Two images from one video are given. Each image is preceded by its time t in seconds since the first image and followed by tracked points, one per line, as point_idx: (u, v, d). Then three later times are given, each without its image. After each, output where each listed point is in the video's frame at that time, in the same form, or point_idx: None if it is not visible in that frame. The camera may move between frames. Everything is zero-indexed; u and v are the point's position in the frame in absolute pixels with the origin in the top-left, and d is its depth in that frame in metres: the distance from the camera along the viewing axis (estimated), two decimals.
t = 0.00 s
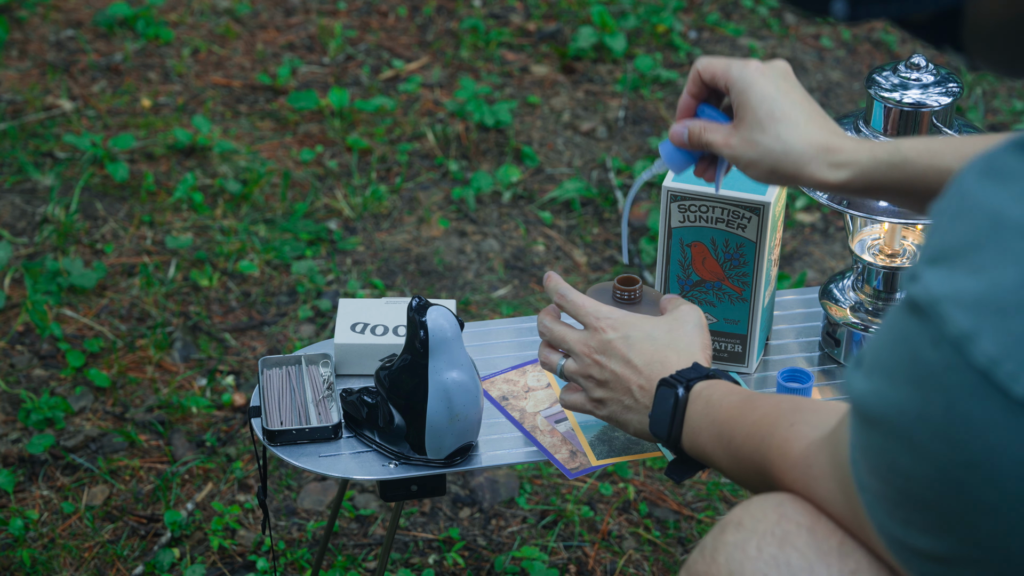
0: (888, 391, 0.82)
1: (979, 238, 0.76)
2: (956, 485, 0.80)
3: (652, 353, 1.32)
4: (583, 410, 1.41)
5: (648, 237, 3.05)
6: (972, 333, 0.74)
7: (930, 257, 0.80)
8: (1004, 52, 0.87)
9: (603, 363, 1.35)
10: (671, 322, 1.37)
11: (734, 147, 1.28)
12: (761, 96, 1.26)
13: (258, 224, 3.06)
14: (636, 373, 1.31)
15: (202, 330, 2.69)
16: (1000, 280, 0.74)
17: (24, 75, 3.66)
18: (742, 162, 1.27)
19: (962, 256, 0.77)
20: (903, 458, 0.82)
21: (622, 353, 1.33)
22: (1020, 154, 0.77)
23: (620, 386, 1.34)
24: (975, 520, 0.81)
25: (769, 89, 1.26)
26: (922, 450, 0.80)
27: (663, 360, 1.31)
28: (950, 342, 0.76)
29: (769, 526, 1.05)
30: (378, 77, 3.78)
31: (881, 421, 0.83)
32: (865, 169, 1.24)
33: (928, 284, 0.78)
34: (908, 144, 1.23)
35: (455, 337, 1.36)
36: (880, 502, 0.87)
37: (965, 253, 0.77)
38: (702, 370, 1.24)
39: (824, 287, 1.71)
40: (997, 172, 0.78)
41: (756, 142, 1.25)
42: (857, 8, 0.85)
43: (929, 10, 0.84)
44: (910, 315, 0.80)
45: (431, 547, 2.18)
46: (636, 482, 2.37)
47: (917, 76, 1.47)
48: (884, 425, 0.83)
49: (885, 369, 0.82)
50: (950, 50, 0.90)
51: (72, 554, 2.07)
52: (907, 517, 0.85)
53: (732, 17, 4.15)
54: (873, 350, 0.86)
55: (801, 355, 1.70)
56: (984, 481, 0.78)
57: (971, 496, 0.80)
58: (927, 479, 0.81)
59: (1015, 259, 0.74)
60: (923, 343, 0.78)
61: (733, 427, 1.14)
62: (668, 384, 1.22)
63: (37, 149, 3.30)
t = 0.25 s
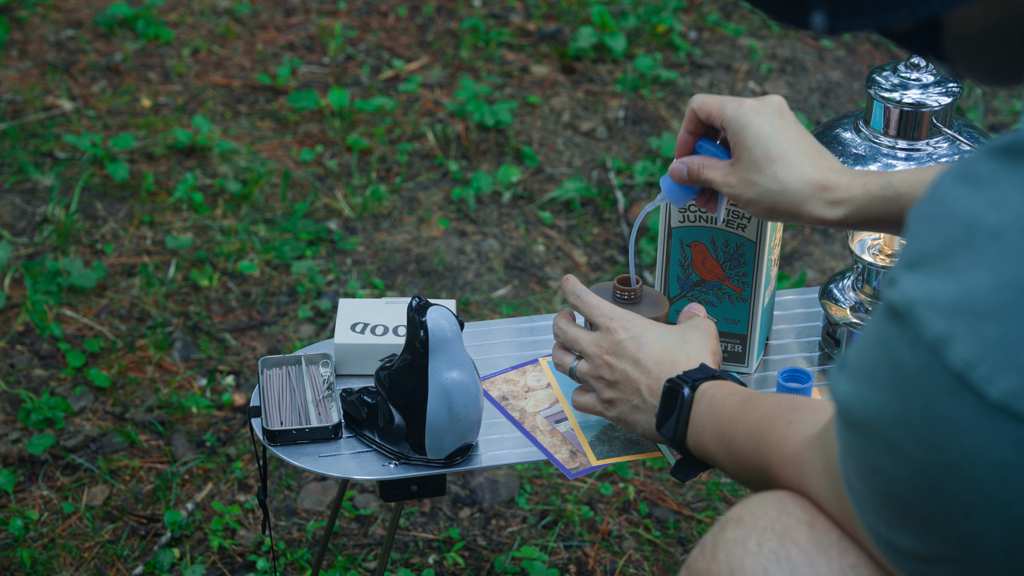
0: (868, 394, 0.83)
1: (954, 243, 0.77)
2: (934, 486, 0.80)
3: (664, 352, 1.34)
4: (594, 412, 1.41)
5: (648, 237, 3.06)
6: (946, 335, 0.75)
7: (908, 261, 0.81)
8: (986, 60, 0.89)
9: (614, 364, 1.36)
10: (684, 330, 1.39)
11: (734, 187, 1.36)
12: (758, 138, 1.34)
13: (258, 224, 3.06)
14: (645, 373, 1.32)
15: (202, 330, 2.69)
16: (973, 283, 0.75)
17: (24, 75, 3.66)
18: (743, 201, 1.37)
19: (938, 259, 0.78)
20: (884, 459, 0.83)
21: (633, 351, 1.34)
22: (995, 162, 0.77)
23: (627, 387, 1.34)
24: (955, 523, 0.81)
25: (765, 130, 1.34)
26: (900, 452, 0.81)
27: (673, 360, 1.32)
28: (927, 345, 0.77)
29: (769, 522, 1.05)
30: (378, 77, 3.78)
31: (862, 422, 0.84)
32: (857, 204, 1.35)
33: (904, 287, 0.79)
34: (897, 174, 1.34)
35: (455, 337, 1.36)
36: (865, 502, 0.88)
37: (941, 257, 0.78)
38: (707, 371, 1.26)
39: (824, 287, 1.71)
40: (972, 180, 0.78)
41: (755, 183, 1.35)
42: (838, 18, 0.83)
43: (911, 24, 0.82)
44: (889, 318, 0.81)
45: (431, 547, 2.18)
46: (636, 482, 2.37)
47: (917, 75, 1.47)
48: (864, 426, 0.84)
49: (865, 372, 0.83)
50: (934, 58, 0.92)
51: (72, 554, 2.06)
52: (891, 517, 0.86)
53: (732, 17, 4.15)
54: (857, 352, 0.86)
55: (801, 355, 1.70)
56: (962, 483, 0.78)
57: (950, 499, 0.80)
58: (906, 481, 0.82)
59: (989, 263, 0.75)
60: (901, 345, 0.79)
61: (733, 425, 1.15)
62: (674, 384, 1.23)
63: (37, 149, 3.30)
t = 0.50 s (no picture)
0: (850, 393, 0.82)
1: (933, 243, 0.76)
2: (915, 484, 0.80)
3: (657, 348, 1.35)
4: (594, 413, 1.42)
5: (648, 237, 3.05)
6: (924, 335, 0.74)
7: (890, 260, 0.80)
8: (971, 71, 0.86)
9: (608, 363, 1.37)
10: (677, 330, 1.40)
11: (709, 214, 1.34)
12: (722, 163, 1.32)
13: (258, 224, 3.06)
14: (639, 371, 1.32)
15: (202, 330, 2.69)
16: (951, 284, 0.73)
17: (24, 75, 3.66)
18: (722, 224, 1.35)
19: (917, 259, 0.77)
20: (865, 458, 0.82)
21: (627, 349, 1.36)
22: (976, 163, 0.75)
23: (624, 386, 1.35)
24: (936, 522, 0.80)
25: (728, 152, 1.32)
26: (881, 451, 0.81)
27: (667, 355, 1.33)
28: (905, 344, 0.76)
29: (767, 518, 1.04)
30: (378, 77, 3.78)
31: (844, 421, 0.83)
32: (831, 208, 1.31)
33: (885, 288, 0.78)
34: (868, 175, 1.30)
35: (455, 337, 1.36)
36: (851, 499, 0.88)
37: (920, 258, 0.76)
38: (702, 368, 1.27)
39: (824, 287, 1.71)
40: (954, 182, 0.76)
41: (728, 206, 1.33)
42: (822, 31, 0.79)
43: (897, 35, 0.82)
44: (871, 317, 0.80)
45: (430, 547, 2.18)
46: (636, 482, 2.37)
47: (917, 75, 1.47)
48: (846, 425, 0.83)
49: (847, 371, 0.83)
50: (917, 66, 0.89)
51: (72, 554, 2.06)
52: (876, 514, 0.86)
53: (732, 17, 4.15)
54: (840, 351, 0.86)
55: (801, 355, 1.70)
56: (942, 483, 0.78)
57: (931, 498, 0.79)
58: (887, 480, 0.81)
59: (967, 263, 0.73)
60: (881, 345, 0.78)
61: (727, 424, 1.15)
62: (668, 383, 1.24)
63: (37, 149, 3.30)
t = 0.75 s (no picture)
0: (839, 394, 0.82)
1: (919, 246, 0.75)
2: (904, 485, 0.79)
3: (650, 357, 1.39)
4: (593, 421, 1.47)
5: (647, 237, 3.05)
6: (911, 337, 0.74)
7: (878, 262, 0.79)
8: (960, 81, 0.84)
9: (601, 373, 1.42)
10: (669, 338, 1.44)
11: (681, 235, 1.35)
12: (670, 184, 1.35)
13: (258, 224, 3.06)
14: (632, 381, 1.37)
15: (202, 330, 2.69)
16: (936, 286, 0.72)
17: (24, 75, 3.66)
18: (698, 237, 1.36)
19: (905, 262, 0.76)
20: (855, 458, 0.82)
21: (620, 359, 1.40)
22: (960, 164, 0.74)
23: (618, 395, 1.39)
24: (927, 522, 0.80)
25: (672, 172, 1.35)
26: (870, 451, 0.80)
27: (659, 364, 1.37)
28: (892, 346, 0.75)
29: (765, 518, 1.04)
30: (378, 77, 3.78)
31: (833, 422, 0.83)
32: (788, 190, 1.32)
33: (872, 290, 0.78)
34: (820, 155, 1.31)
35: (455, 337, 1.36)
36: (843, 498, 0.88)
37: (908, 260, 0.76)
38: (693, 376, 1.29)
39: (824, 287, 1.71)
40: (938, 183, 0.75)
41: (695, 221, 1.34)
42: (813, 44, 0.81)
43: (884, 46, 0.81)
44: (860, 319, 0.80)
45: (431, 547, 2.18)
46: (636, 482, 2.37)
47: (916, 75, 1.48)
48: (835, 426, 0.83)
49: (836, 373, 0.82)
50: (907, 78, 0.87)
51: (72, 554, 2.06)
52: (867, 514, 0.86)
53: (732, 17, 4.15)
54: (830, 351, 0.85)
55: (802, 355, 1.69)
56: (932, 484, 0.78)
57: (921, 498, 0.79)
58: (877, 480, 0.81)
59: (952, 265, 0.72)
60: (869, 347, 0.78)
61: (719, 429, 1.17)
62: (661, 393, 1.27)
63: (37, 149, 3.30)
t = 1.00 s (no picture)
0: (829, 402, 0.79)
1: (909, 253, 0.72)
2: (896, 492, 0.77)
3: (642, 365, 1.38)
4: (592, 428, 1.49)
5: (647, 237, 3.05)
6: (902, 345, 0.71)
7: (867, 269, 0.76)
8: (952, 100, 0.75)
9: (592, 380, 1.41)
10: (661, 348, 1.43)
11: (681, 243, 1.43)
12: (657, 206, 1.39)
13: (257, 224, 3.06)
14: (623, 389, 1.36)
15: (202, 330, 2.69)
16: (927, 294, 0.70)
17: (24, 75, 3.66)
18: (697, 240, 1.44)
19: (895, 270, 0.73)
20: (846, 467, 0.80)
21: (611, 367, 1.39)
22: (949, 171, 0.70)
23: (610, 403, 1.39)
24: (919, 529, 0.79)
25: (654, 194, 1.39)
26: (862, 460, 0.78)
27: (651, 371, 1.36)
28: (884, 355, 0.73)
29: (761, 520, 1.03)
30: (378, 77, 3.78)
31: (824, 431, 0.81)
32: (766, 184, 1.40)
33: (863, 298, 0.75)
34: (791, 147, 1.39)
35: (455, 337, 1.36)
36: (834, 505, 0.86)
37: (898, 267, 0.73)
38: (684, 383, 1.29)
39: (824, 287, 1.71)
40: (928, 190, 0.72)
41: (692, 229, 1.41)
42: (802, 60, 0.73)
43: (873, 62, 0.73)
44: (850, 326, 0.77)
45: (431, 547, 2.18)
46: (636, 482, 2.37)
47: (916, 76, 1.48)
48: (826, 435, 0.81)
49: (826, 381, 0.80)
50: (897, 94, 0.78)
51: (72, 554, 2.06)
52: (859, 521, 0.84)
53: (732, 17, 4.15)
54: (820, 358, 0.83)
55: (802, 356, 1.70)
56: (925, 492, 0.76)
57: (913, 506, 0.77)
58: (869, 488, 0.79)
59: (943, 273, 0.69)
60: (860, 355, 0.76)
61: (711, 435, 1.17)
62: (653, 401, 1.27)
63: (37, 149, 3.30)
